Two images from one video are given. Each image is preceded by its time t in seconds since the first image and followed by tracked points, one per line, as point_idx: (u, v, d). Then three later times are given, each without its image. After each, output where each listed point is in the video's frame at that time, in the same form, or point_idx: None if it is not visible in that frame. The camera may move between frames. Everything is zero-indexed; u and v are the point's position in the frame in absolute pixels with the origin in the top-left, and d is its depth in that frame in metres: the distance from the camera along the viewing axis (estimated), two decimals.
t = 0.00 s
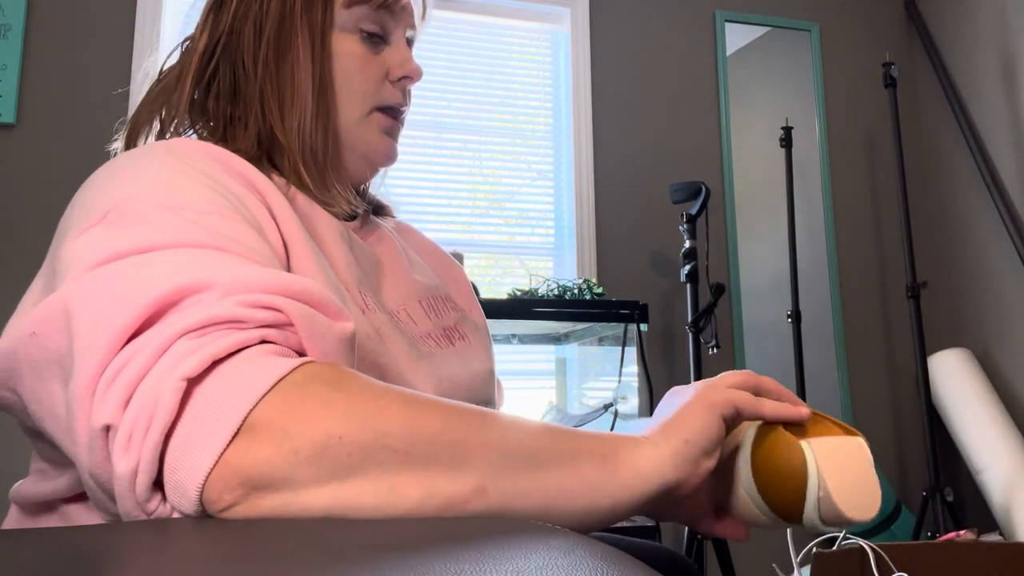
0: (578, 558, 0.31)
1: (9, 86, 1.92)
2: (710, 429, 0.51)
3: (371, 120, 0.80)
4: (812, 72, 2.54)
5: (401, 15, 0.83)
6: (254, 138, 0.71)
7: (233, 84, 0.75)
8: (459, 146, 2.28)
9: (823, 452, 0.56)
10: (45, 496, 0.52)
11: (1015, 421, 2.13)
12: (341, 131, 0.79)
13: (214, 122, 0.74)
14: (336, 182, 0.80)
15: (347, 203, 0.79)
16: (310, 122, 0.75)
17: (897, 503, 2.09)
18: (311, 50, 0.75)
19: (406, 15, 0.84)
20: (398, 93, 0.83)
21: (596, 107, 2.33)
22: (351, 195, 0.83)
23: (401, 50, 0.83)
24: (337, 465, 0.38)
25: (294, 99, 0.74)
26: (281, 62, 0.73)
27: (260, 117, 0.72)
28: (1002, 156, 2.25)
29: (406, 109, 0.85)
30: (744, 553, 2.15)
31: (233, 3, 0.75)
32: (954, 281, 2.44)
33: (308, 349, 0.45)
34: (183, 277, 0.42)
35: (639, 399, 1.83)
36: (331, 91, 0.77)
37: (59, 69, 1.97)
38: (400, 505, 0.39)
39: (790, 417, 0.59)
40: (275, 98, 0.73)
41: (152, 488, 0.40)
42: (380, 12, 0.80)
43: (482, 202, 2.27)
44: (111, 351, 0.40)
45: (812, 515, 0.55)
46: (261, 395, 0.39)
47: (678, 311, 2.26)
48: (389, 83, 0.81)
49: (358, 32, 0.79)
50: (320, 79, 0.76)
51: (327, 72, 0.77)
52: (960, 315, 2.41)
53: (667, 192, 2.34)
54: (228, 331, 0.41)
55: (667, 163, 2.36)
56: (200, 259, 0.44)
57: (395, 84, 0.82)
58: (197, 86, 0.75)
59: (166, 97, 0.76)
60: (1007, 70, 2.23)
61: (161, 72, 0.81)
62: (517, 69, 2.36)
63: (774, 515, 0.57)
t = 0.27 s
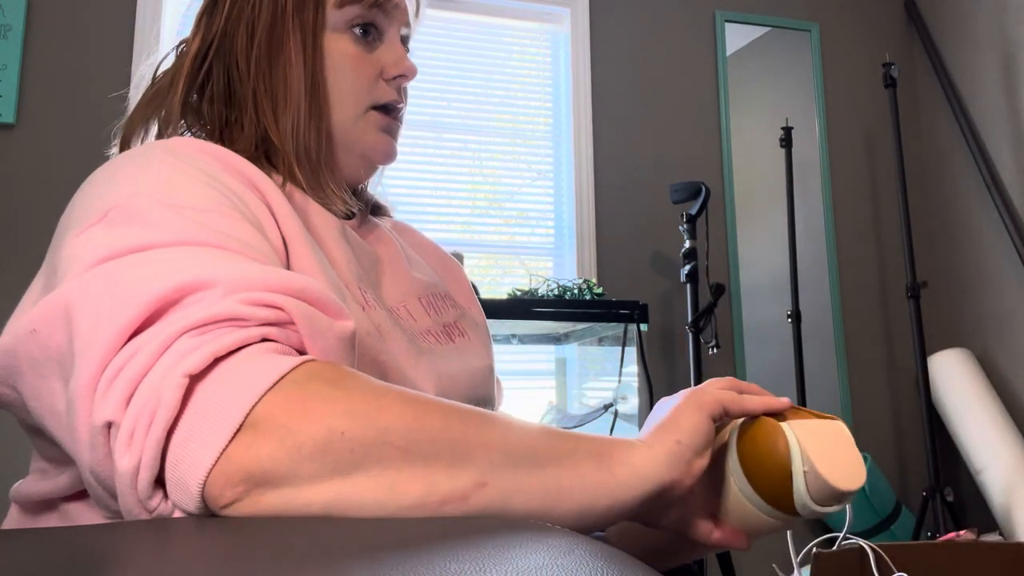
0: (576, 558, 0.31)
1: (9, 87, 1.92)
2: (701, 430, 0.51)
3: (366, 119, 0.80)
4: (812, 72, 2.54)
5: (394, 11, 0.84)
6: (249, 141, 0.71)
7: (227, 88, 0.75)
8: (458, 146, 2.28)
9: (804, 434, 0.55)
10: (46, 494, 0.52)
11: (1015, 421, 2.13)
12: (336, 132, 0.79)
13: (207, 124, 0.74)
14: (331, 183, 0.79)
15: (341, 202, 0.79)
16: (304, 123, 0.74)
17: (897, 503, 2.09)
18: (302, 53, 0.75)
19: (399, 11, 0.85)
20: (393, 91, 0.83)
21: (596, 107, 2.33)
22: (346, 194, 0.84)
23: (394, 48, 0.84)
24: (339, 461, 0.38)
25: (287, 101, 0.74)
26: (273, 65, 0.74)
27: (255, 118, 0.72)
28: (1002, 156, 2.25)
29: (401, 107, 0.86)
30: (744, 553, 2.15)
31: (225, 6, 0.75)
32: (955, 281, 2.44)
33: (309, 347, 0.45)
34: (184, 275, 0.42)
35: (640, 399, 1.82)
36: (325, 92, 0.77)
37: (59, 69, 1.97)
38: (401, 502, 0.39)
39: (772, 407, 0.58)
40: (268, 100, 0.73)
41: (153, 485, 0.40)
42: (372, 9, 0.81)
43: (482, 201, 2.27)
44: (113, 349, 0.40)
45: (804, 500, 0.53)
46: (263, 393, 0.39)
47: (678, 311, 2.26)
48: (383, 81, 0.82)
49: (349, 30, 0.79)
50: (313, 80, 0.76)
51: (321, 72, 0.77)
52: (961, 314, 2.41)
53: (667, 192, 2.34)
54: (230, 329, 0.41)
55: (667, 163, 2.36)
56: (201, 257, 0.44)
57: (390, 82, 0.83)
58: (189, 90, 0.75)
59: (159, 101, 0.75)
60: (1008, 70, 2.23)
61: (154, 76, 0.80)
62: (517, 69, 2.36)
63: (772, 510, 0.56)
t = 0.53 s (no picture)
0: (576, 558, 0.31)
1: (9, 87, 1.92)
2: (699, 439, 0.51)
3: (356, 117, 0.80)
4: (812, 72, 2.54)
5: (376, 7, 0.83)
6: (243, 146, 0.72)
7: (216, 94, 0.75)
8: (459, 146, 2.28)
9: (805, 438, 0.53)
10: (48, 493, 0.52)
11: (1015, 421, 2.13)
12: (324, 133, 0.79)
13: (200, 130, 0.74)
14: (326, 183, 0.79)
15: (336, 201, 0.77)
16: (292, 127, 0.75)
17: (897, 503, 2.09)
18: (285, 58, 0.75)
19: (382, 7, 0.84)
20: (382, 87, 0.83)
21: (596, 107, 2.33)
22: (342, 194, 0.83)
23: (381, 44, 0.83)
24: (340, 462, 0.38)
25: (273, 104, 0.74)
26: (257, 70, 0.74)
27: (247, 123, 0.72)
28: (1002, 155, 2.25)
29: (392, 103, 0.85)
30: (744, 554, 2.15)
31: (207, 14, 0.76)
32: (954, 281, 2.44)
33: (310, 346, 0.45)
34: (187, 274, 0.42)
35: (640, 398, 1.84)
36: (309, 94, 0.77)
37: (59, 69, 1.97)
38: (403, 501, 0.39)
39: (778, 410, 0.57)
40: (257, 104, 0.73)
41: (152, 484, 0.40)
42: (354, 7, 0.80)
43: (482, 201, 2.27)
44: (116, 346, 0.40)
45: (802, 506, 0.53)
46: (263, 393, 0.39)
47: (678, 311, 2.26)
48: (371, 78, 0.81)
49: (332, 30, 0.79)
50: (298, 82, 0.76)
51: (305, 75, 0.77)
52: (961, 314, 2.41)
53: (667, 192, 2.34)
54: (231, 328, 0.41)
55: (667, 163, 2.36)
56: (206, 256, 0.44)
57: (378, 79, 0.82)
58: (180, 100, 0.76)
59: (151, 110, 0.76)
60: (1008, 71, 2.24)
61: (145, 86, 0.81)
62: (517, 69, 2.36)
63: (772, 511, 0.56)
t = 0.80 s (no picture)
0: (576, 557, 0.31)
1: (9, 87, 1.92)
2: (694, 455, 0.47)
3: (350, 112, 0.79)
4: (812, 72, 2.54)
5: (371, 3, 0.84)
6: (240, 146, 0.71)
7: (214, 94, 0.75)
8: (458, 146, 2.28)
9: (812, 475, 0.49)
10: (48, 493, 0.52)
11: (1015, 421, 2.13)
12: (319, 129, 0.78)
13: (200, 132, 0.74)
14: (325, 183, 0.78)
15: (325, 197, 0.75)
16: (288, 124, 0.74)
17: (897, 503, 2.09)
18: (280, 56, 0.76)
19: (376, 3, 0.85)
20: (377, 82, 0.82)
21: (596, 107, 2.33)
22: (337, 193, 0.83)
23: (376, 41, 0.84)
24: (336, 465, 0.38)
25: (267, 103, 0.74)
26: (252, 67, 0.74)
27: (243, 122, 0.72)
28: (1002, 155, 2.25)
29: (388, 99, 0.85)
30: (744, 554, 2.15)
31: (203, 16, 0.77)
32: (954, 281, 2.44)
33: (306, 348, 0.45)
34: (181, 276, 0.42)
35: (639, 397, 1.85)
36: (304, 91, 0.77)
37: (59, 69, 1.97)
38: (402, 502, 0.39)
39: (792, 435, 0.48)
40: (254, 103, 0.73)
41: (147, 487, 0.40)
42: (348, 5, 0.81)
43: (482, 201, 2.27)
44: (111, 348, 0.40)
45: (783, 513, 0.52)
46: (258, 396, 0.39)
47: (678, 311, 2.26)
48: (365, 72, 0.81)
49: (329, 25, 0.80)
50: (293, 79, 0.76)
51: (300, 71, 0.77)
52: (961, 314, 2.41)
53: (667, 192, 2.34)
54: (225, 331, 0.41)
55: (667, 162, 2.36)
56: (202, 257, 0.44)
57: (372, 74, 0.82)
58: (178, 101, 0.75)
59: (148, 108, 0.76)
60: (1008, 71, 2.24)
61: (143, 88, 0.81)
62: (517, 69, 2.36)
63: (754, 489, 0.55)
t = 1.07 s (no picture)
0: (574, 558, 0.31)
1: (9, 87, 1.92)
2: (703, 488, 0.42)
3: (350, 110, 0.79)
4: (812, 72, 2.54)
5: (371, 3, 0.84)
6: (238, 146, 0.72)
7: (213, 93, 0.75)
8: (458, 146, 2.28)
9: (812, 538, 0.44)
10: (47, 494, 0.52)
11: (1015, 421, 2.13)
12: (317, 129, 0.78)
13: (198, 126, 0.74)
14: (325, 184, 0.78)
15: (319, 195, 0.75)
16: (284, 123, 0.74)
17: (897, 503, 2.09)
18: (278, 55, 0.75)
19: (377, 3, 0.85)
20: (376, 82, 0.81)
21: (596, 107, 2.33)
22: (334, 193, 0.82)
23: (378, 41, 0.83)
24: (328, 471, 0.38)
25: (265, 102, 0.74)
26: (251, 67, 0.74)
27: (242, 122, 0.73)
28: (1002, 155, 2.25)
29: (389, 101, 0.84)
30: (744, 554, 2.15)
31: (202, 12, 0.77)
32: (954, 281, 2.44)
33: (297, 347, 0.45)
34: (169, 277, 0.42)
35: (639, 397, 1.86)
36: (302, 91, 0.77)
37: (60, 69, 1.97)
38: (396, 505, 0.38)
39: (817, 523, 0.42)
40: (252, 101, 0.73)
41: (140, 491, 0.40)
42: (348, 5, 0.81)
43: (482, 202, 2.27)
44: (101, 351, 0.40)
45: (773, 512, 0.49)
46: (245, 397, 0.39)
47: (678, 311, 2.26)
48: (365, 71, 0.80)
49: (332, 25, 0.80)
50: (291, 79, 0.76)
51: (298, 71, 0.77)
52: (960, 314, 2.41)
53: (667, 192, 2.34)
54: (213, 332, 0.41)
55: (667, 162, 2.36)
56: (192, 258, 0.44)
57: (372, 73, 0.81)
58: (178, 99, 0.75)
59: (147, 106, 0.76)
60: (1008, 70, 2.24)
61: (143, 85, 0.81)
62: (516, 69, 2.36)
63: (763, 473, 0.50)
